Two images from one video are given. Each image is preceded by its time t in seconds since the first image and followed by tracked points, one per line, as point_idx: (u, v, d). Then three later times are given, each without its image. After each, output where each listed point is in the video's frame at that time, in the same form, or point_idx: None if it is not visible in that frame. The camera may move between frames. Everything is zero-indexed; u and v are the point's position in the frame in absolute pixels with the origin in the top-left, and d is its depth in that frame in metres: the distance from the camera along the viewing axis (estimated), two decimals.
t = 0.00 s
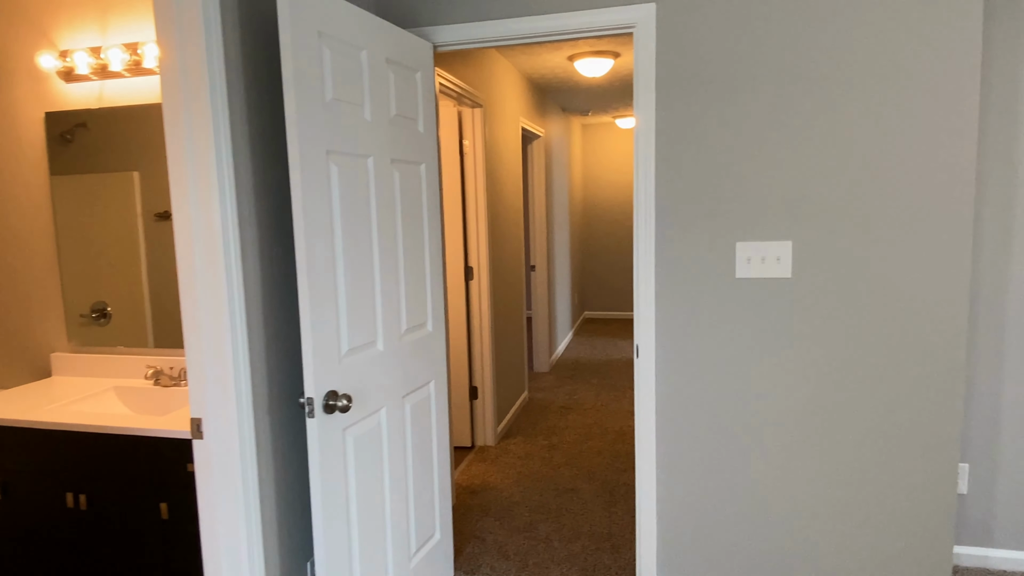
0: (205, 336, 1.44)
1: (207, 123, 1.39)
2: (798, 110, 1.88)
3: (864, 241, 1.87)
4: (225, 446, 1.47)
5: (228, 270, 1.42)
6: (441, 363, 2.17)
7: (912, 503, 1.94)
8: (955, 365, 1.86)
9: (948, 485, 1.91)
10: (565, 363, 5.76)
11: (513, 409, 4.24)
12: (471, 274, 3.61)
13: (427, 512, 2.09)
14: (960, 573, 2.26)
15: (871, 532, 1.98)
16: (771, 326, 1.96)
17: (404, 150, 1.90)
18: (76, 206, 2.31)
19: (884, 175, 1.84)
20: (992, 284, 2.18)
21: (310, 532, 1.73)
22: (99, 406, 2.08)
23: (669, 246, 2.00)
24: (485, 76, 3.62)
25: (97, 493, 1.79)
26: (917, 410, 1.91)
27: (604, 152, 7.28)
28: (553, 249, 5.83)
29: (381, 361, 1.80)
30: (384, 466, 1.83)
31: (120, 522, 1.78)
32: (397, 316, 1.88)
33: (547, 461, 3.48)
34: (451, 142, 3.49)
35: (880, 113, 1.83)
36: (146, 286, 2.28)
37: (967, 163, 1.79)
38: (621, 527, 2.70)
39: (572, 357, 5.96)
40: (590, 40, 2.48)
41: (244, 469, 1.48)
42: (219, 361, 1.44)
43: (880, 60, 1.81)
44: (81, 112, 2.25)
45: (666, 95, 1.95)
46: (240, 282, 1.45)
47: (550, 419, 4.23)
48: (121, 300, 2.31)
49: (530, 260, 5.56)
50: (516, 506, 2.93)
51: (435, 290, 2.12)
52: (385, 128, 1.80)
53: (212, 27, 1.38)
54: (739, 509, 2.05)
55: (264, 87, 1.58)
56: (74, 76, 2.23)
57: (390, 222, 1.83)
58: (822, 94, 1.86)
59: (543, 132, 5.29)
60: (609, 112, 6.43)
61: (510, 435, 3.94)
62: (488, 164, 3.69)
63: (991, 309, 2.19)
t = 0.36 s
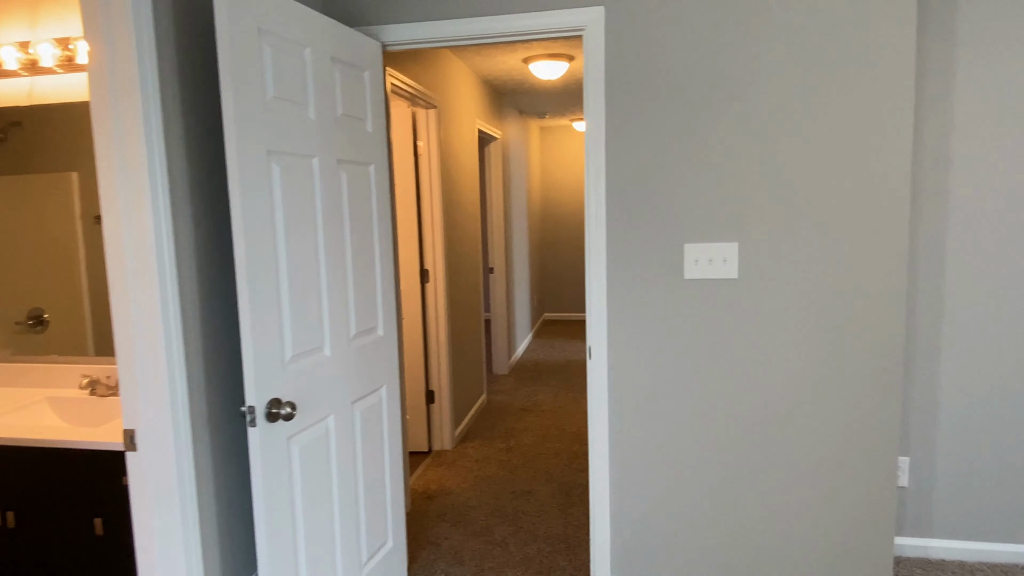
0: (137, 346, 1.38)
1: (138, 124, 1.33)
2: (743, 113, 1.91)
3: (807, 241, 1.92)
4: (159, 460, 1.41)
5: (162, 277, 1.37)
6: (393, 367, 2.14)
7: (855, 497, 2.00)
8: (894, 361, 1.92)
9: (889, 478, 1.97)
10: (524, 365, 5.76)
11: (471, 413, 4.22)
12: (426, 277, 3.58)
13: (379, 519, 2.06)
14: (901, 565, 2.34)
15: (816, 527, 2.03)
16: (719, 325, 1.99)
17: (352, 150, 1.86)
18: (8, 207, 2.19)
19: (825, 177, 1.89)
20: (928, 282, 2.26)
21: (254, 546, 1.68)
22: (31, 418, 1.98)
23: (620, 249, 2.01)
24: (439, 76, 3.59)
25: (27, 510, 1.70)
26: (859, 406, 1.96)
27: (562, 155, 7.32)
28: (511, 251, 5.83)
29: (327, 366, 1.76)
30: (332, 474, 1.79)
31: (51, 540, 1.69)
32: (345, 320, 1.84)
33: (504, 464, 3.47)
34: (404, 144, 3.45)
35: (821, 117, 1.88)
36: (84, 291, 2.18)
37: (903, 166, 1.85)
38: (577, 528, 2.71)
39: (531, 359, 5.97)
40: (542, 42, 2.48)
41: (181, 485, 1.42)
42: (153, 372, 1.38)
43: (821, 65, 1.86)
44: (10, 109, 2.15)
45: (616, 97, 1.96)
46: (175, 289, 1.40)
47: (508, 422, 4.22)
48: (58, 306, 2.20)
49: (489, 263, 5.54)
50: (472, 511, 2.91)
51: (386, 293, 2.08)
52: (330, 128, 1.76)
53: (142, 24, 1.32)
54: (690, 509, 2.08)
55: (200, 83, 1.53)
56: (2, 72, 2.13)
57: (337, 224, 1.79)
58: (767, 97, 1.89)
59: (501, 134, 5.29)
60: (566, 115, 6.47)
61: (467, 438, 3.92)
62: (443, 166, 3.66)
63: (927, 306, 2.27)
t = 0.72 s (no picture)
0: (66, 357, 1.32)
1: (64, 124, 1.27)
2: (688, 118, 1.95)
3: (750, 243, 1.98)
4: (92, 475, 1.35)
5: (92, 284, 1.31)
6: (342, 374, 2.10)
7: (797, 491, 2.06)
8: (833, 359, 2.00)
9: (830, 473, 2.04)
10: (479, 368, 5.75)
11: (425, 418, 4.19)
12: (377, 280, 3.54)
13: (329, 529, 2.02)
14: (841, 555, 2.43)
15: (761, 521, 2.09)
16: (667, 327, 2.03)
17: (296, 152, 1.82)
18: None
19: (766, 181, 1.95)
20: (864, 282, 2.36)
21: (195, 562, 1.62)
22: None
23: (570, 251, 2.03)
24: (389, 78, 3.55)
25: None
26: (800, 403, 2.03)
27: (515, 157, 7.35)
28: (465, 253, 5.82)
29: (272, 374, 1.71)
30: (278, 485, 1.74)
31: None
32: (291, 326, 1.80)
33: (459, 468, 3.45)
34: (353, 145, 3.39)
35: (761, 123, 1.93)
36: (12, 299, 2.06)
37: (839, 171, 1.93)
38: (531, 531, 2.72)
39: (486, 362, 5.97)
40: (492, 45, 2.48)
41: (115, 501, 1.36)
42: (83, 383, 1.32)
43: (761, 73, 1.92)
44: None
45: (564, 100, 1.98)
46: (107, 297, 1.34)
47: (462, 426, 4.20)
48: None
49: (442, 265, 5.52)
50: (426, 516, 2.88)
51: (334, 298, 2.04)
52: (274, 130, 1.71)
53: (68, 20, 1.26)
54: (640, 508, 2.11)
55: (134, 82, 1.47)
56: None
57: (281, 228, 1.75)
58: (710, 103, 1.94)
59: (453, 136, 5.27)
60: (519, 118, 6.49)
61: (421, 443, 3.88)
62: (394, 168, 3.62)
63: (864, 305, 2.37)
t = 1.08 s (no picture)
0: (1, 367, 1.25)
1: None
2: (642, 122, 1.99)
3: (702, 245, 2.03)
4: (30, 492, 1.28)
5: (29, 290, 1.24)
6: (295, 380, 2.05)
7: (749, 484, 2.13)
8: (780, 357, 2.07)
9: (779, 466, 2.12)
10: (435, 371, 5.71)
11: (380, 422, 4.13)
12: (330, 284, 3.47)
13: (284, 539, 1.97)
14: (789, 545, 2.52)
15: (714, 516, 2.14)
16: (623, 328, 2.06)
17: (247, 153, 1.77)
18: None
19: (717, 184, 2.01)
20: (808, 281, 2.45)
21: None
22: None
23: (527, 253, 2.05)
24: (340, 78, 3.50)
25: None
26: (750, 400, 2.09)
27: (469, 160, 7.34)
28: (420, 256, 5.78)
29: (223, 382, 1.66)
30: (230, 495, 1.69)
31: None
32: (242, 332, 1.75)
33: (415, 473, 3.42)
34: (305, 146, 3.32)
35: (711, 128, 1.99)
36: None
37: (785, 175, 2.00)
38: (490, 533, 2.72)
39: (441, 364, 5.93)
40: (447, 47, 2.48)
41: (56, 519, 1.30)
42: (20, 395, 1.25)
43: (711, 79, 1.97)
44: None
45: (520, 104, 1.99)
46: (45, 304, 1.27)
47: (418, 429, 4.16)
48: None
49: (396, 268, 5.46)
50: (383, 522, 2.84)
51: (287, 302, 1.99)
52: (223, 130, 1.66)
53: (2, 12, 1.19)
54: (598, 506, 2.14)
55: (74, 78, 1.40)
56: None
57: (232, 231, 1.70)
58: (663, 108, 1.99)
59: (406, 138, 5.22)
60: (472, 120, 6.49)
61: (376, 448, 3.83)
62: (347, 169, 3.56)
63: (808, 303, 2.46)
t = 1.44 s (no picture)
0: None
1: None
2: (602, 127, 2.05)
3: (661, 246, 2.10)
4: None
5: None
6: (254, 386, 2.01)
7: (707, 478, 2.20)
8: (737, 353, 2.14)
9: (736, 460, 2.19)
10: (394, 374, 5.65)
11: (340, 427, 4.07)
12: (287, 286, 3.41)
13: (244, 548, 1.92)
14: (746, 536, 2.60)
15: (675, 510, 2.20)
16: (585, 327, 2.12)
17: (204, 153, 1.73)
18: None
19: (674, 187, 2.07)
20: (762, 281, 2.54)
21: None
22: None
23: (491, 254, 2.08)
24: (297, 77, 3.44)
25: None
26: (708, 396, 2.16)
27: (427, 161, 7.30)
28: (378, 258, 5.71)
29: (180, 388, 1.61)
30: (190, 505, 1.65)
31: None
32: (200, 337, 1.71)
33: (377, 477, 3.39)
34: (260, 146, 3.25)
35: (668, 133, 2.05)
36: None
37: (739, 178, 2.08)
38: (454, 534, 2.73)
39: (401, 367, 5.89)
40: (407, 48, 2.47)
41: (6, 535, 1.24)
42: None
43: (669, 85, 2.03)
44: None
45: (484, 106, 2.02)
46: None
47: (379, 433, 4.12)
48: None
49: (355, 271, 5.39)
50: (346, 528, 2.81)
51: (246, 306, 1.95)
52: (180, 130, 1.62)
53: None
54: (561, 502, 2.18)
55: (23, 76, 1.35)
56: None
57: (189, 233, 1.66)
58: (622, 113, 2.04)
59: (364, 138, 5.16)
60: (430, 120, 6.46)
61: (336, 454, 3.77)
62: (304, 170, 3.49)
63: (761, 302, 2.55)
